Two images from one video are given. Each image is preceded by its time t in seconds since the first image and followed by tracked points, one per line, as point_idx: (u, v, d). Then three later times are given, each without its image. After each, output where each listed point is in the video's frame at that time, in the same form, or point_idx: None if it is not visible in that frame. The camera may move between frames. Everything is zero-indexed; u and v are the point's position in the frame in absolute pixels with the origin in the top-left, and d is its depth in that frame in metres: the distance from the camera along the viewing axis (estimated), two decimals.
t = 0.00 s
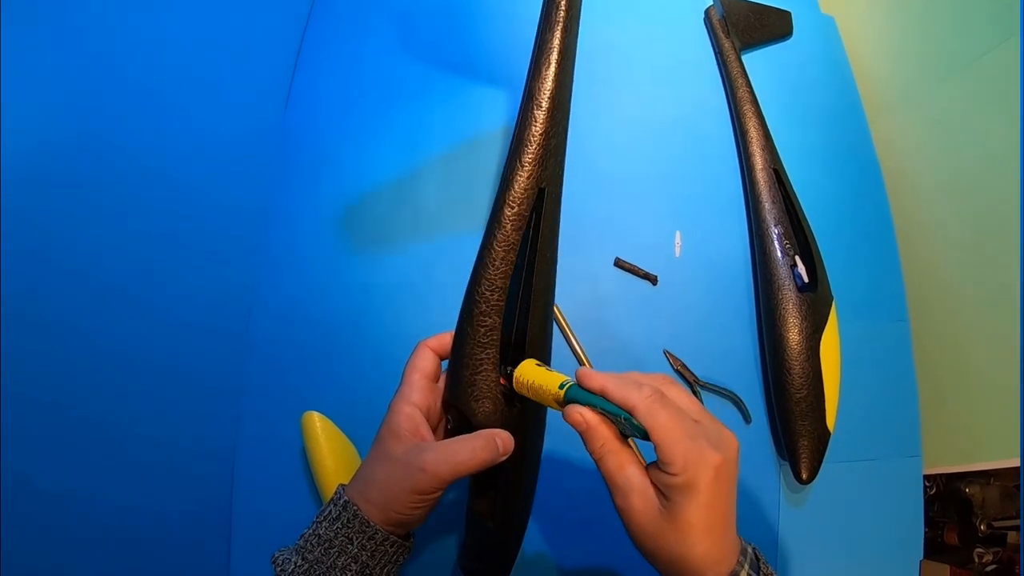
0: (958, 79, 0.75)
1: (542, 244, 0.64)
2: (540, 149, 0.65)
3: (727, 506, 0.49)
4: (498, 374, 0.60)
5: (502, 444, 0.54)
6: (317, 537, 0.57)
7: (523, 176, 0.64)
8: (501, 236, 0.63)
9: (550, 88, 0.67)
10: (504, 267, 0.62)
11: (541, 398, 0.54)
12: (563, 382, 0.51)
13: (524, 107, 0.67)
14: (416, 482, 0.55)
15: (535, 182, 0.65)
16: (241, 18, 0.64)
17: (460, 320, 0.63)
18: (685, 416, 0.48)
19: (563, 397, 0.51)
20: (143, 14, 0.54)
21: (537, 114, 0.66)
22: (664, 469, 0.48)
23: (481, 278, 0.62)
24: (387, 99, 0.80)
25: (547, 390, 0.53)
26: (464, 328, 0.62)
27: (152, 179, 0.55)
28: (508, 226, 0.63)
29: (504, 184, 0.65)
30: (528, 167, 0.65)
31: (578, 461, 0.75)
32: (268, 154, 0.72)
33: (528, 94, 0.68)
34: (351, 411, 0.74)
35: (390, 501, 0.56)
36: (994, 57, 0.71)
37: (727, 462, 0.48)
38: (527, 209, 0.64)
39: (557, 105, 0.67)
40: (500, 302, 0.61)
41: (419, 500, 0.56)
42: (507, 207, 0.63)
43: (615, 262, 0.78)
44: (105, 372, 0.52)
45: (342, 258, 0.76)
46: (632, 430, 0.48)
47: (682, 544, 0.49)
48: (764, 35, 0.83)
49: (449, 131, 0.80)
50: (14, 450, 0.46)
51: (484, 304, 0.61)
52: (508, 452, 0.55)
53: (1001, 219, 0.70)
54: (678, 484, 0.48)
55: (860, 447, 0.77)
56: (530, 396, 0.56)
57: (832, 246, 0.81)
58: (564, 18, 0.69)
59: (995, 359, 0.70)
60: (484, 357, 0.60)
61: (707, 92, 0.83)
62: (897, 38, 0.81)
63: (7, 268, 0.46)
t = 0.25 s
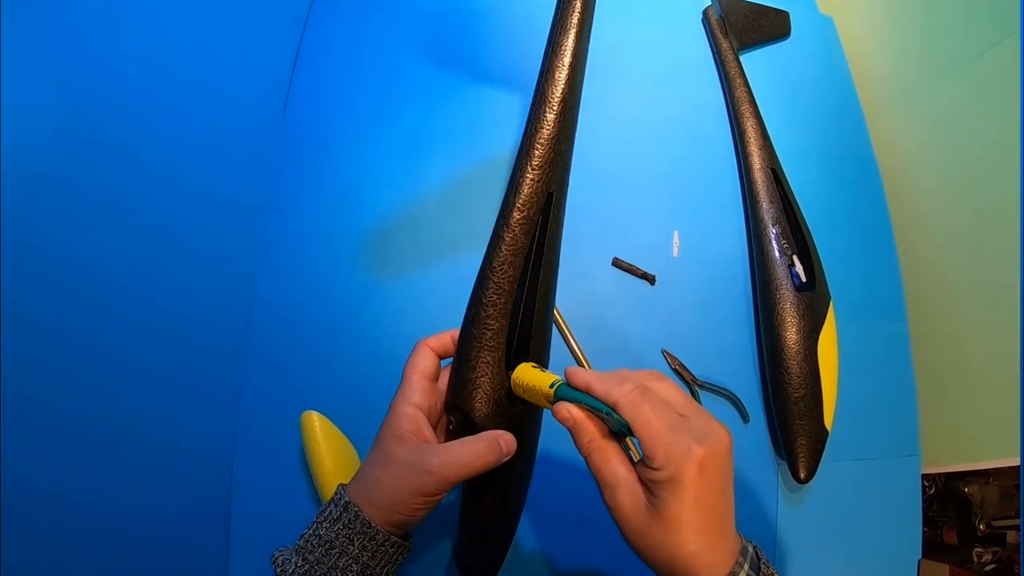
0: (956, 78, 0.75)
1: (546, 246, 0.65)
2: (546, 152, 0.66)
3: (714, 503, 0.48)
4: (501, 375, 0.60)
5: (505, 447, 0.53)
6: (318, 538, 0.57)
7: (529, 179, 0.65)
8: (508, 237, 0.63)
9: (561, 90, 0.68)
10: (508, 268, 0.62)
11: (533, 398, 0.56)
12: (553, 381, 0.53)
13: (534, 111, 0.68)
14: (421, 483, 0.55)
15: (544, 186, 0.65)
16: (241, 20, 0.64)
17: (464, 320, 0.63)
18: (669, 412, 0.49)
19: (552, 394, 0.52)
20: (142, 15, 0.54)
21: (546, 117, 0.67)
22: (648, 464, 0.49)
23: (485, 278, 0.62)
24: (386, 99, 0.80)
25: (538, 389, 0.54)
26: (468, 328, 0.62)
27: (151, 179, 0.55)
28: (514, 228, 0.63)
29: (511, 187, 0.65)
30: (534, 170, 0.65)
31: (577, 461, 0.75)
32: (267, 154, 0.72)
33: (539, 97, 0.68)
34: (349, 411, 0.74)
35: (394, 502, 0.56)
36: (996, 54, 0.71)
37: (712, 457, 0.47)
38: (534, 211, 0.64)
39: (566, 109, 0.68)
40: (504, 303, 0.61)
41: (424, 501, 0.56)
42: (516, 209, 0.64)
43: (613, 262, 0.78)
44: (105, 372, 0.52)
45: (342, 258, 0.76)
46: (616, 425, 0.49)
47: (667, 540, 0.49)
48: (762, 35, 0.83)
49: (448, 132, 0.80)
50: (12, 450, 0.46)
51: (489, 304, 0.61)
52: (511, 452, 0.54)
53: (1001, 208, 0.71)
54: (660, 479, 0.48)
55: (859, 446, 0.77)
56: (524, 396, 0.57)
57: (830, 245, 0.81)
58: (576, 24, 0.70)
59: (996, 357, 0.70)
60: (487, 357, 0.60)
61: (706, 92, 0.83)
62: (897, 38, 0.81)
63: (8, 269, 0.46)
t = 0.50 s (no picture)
0: (958, 82, 0.76)
1: (541, 247, 0.65)
2: (540, 155, 0.66)
3: (717, 485, 0.47)
4: (500, 376, 0.60)
5: (503, 447, 0.53)
6: (317, 539, 0.57)
7: (525, 181, 0.65)
8: (502, 237, 0.63)
9: (555, 94, 0.69)
10: (503, 270, 0.62)
11: (533, 396, 0.56)
12: (552, 375, 0.54)
13: (529, 116, 0.69)
14: (420, 484, 0.55)
15: (538, 190, 0.65)
16: (240, 20, 0.65)
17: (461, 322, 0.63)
18: (671, 396, 0.49)
19: (552, 387, 0.53)
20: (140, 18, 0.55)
21: (540, 121, 0.68)
22: (650, 447, 0.48)
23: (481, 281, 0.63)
24: (385, 98, 0.80)
25: (537, 386, 0.55)
26: (465, 330, 0.62)
27: (150, 181, 0.56)
28: (505, 232, 0.64)
29: (506, 189, 0.66)
30: (529, 172, 0.66)
31: (575, 460, 0.75)
32: (266, 155, 0.72)
33: (533, 101, 0.69)
34: (348, 411, 0.74)
35: (393, 503, 0.56)
36: (997, 51, 0.73)
37: (712, 435, 0.47)
38: (529, 213, 0.64)
39: (559, 114, 0.69)
40: (499, 304, 0.62)
41: (423, 501, 0.56)
42: (512, 212, 0.64)
43: (610, 261, 0.78)
44: (104, 373, 0.53)
45: (342, 258, 0.76)
46: (617, 411, 0.50)
47: (672, 525, 0.48)
48: (760, 35, 0.83)
49: (447, 131, 0.80)
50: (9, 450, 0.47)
51: (485, 306, 0.61)
52: (509, 452, 0.54)
53: (1000, 209, 0.72)
54: (661, 460, 0.47)
55: (858, 445, 0.77)
56: (524, 395, 0.57)
57: (829, 244, 0.81)
58: (570, 31, 0.71)
59: (996, 358, 0.71)
60: (485, 358, 0.60)
61: (704, 91, 0.83)
62: (895, 38, 0.82)
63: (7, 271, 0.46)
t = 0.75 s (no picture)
0: (958, 83, 0.77)
1: (540, 239, 0.66)
2: (536, 146, 0.67)
3: (747, 494, 0.49)
4: (503, 370, 0.60)
5: (510, 441, 0.54)
6: (320, 539, 0.57)
7: (522, 173, 0.65)
8: (502, 230, 0.64)
9: (549, 86, 0.69)
10: (504, 261, 0.63)
11: (561, 396, 0.55)
12: (585, 378, 0.53)
13: (524, 108, 0.68)
14: (428, 482, 0.55)
15: (537, 181, 0.66)
16: (242, 18, 0.65)
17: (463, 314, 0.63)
18: (704, 404, 0.49)
19: (586, 390, 0.52)
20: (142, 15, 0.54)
21: (535, 113, 0.68)
22: (685, 455, 0.48)
23: (483, 273, 0.63)
24: (387, 97, 0.80)
25: (568, 387, 0.54)
26: (467, 323, 0.62)
27: (152, 179, 0.55)
28: (504, 225, 0.64)
29: (504, 182, 0.66)
30: (525, 166, 0.66)
31: (579, 460, 0.75)
32: (269, 153, 0.72)
33: (527, 93, 0.69)
34: (351, 411, 0.73)
35: (399, 502, 0.56)
36: (998, 53, 0.74)
37: (746, 447, 0.48)
38: (528, 205, 0.65)
39: (554, 106, 0.69)
40: (500, 297, 0.62)
41: (430, 499, 0.56)
42: (511, 204, 0.64)
43: (613, 260, 0.78)
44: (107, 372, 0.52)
45: (344, 257, 0.76)
46: (653, 417, 0.49)
47: (704, 532, 0.48)
48: (762, 35, 0.84)
49: (450, 130, 0.80)
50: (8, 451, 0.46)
51: (486, 298, 0.61)
52: (515, 447, 0.55)
53: (1000, 208, 0.73)
54: (698, 469, 0.48)
55: (860, 445, 0.77)
56: (550, 396, 0.57)
57: (830, 244, 0.81)
58: (562, 21, 0.71)
59: (996, 357, 0.72)
60: (488, 353, 0.60)
61: (706, 91, 0.83)
62: (897, 38, 0.82)
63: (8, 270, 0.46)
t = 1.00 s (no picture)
0: (957, 82, 0.76)
1: (545, 242, 0.66)
2: (540, 148, 0.67)
3: (742, 500, 0.48)
4: (507, 370, 0.61)
5: (514, 442, 0.53)
6: (322, 540, 0.57)
7: (526, 175, 0.66)
8: (506, 231, 0.64)
9: (553, 86, 0.69)
10: (508, 263, 0.63)
11: (558, 399, 0.55)
12: (581, 381, 0.53)
13: (527, 109, 0.69)
14: (432, 483, 0.55)
15: (541, 182, 0.66)
16: (241, 17, 0.65)
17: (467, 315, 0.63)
18: (699, 410, 0.49)
19: (581, 394, 0.52)
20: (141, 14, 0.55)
21: (539, 114, 0.68)
22: (678, 462, 0.48)
23: (487, 274, 0.63)
24: (387, 97, 0.80)
25: (564, 389, 0.54)
26: (471, 323, 0.62)
27: (152, 178, 0.56)
28: (507, 226, 0.64)
29: (508, 184, 0.66)
30: (527, 167, 0.66)
31: (579, 459, 0.75)
32: (268, 152, 0.72)
33: (531, 93, 0.69)
34: (350, 410, 0.73)
35: (402, 503, 0.56)
36: (999, 52, 0.72)
37: (739, 454, 0.48)
38: (532, 206, 0.65)
39: (557, 107, 0.69)
40: (502, 298, 0.62)
41: (434, 500, 0.56)
42: (516, 205, 0.65)
43: (613, 259, 0.78)
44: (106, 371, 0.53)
45: (344, 256, 0.76)
46: (646, 424, 0.49)
47: (697, 538, 0.49)
48: (762, 35, 0.84)
49: (449, 130, 0.80)
50: (8, 451, 0.47)
51: (490, 299, 0.62)
52: (520, 447, 0.55)
53: (1000, 208, 0.71)
54: (691, 476, 0.48)
55: (860, 445, 0.77)
56: (548, 398, 0.57)
57: (829, 244, 0.81)
58: (567, 23, 0.71)
59: (997, 359, 0.70)
60: (491, 353, 0.60)
61: (705, 91, 0.83)
62: (897, 38, 0.82)
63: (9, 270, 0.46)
